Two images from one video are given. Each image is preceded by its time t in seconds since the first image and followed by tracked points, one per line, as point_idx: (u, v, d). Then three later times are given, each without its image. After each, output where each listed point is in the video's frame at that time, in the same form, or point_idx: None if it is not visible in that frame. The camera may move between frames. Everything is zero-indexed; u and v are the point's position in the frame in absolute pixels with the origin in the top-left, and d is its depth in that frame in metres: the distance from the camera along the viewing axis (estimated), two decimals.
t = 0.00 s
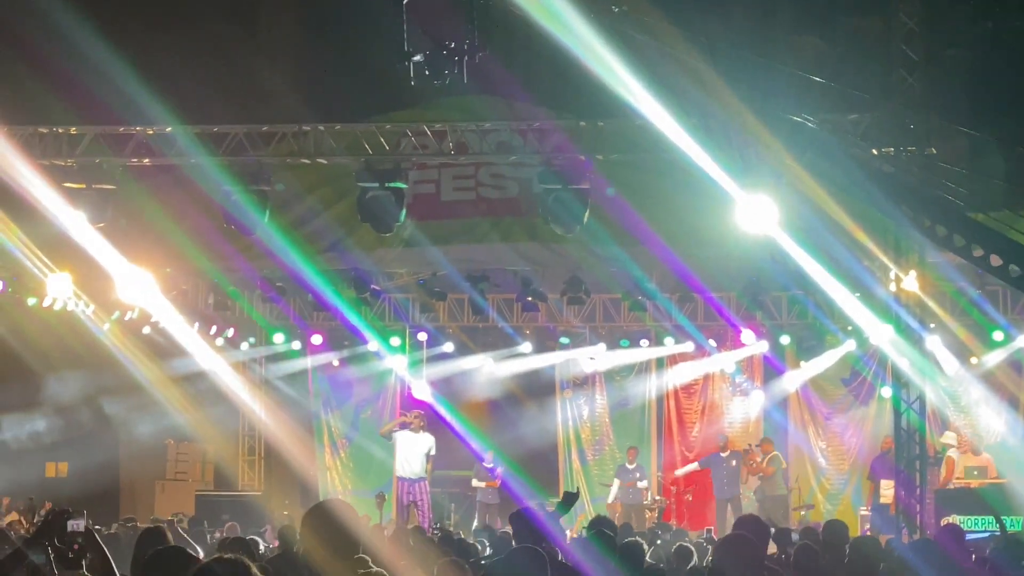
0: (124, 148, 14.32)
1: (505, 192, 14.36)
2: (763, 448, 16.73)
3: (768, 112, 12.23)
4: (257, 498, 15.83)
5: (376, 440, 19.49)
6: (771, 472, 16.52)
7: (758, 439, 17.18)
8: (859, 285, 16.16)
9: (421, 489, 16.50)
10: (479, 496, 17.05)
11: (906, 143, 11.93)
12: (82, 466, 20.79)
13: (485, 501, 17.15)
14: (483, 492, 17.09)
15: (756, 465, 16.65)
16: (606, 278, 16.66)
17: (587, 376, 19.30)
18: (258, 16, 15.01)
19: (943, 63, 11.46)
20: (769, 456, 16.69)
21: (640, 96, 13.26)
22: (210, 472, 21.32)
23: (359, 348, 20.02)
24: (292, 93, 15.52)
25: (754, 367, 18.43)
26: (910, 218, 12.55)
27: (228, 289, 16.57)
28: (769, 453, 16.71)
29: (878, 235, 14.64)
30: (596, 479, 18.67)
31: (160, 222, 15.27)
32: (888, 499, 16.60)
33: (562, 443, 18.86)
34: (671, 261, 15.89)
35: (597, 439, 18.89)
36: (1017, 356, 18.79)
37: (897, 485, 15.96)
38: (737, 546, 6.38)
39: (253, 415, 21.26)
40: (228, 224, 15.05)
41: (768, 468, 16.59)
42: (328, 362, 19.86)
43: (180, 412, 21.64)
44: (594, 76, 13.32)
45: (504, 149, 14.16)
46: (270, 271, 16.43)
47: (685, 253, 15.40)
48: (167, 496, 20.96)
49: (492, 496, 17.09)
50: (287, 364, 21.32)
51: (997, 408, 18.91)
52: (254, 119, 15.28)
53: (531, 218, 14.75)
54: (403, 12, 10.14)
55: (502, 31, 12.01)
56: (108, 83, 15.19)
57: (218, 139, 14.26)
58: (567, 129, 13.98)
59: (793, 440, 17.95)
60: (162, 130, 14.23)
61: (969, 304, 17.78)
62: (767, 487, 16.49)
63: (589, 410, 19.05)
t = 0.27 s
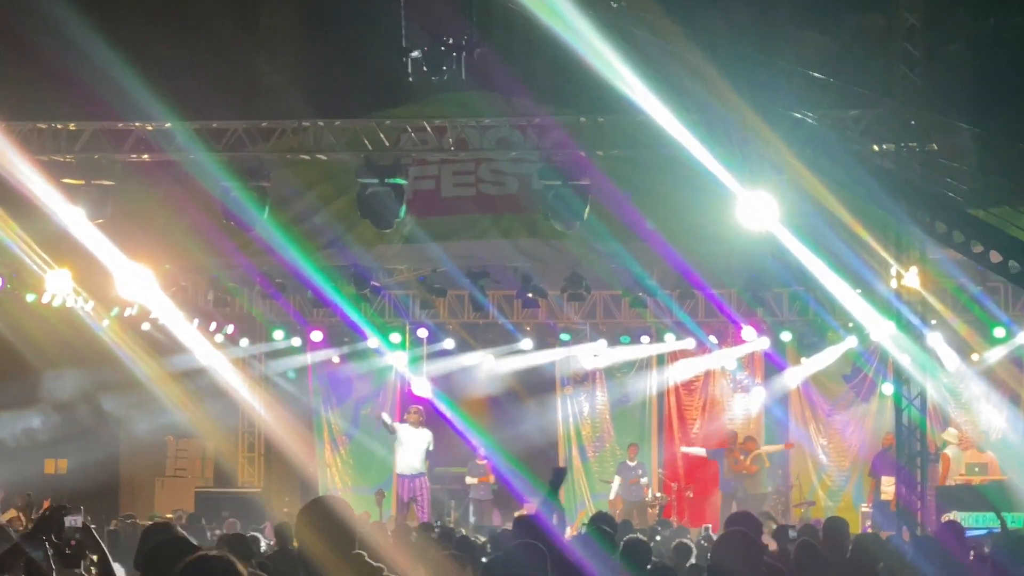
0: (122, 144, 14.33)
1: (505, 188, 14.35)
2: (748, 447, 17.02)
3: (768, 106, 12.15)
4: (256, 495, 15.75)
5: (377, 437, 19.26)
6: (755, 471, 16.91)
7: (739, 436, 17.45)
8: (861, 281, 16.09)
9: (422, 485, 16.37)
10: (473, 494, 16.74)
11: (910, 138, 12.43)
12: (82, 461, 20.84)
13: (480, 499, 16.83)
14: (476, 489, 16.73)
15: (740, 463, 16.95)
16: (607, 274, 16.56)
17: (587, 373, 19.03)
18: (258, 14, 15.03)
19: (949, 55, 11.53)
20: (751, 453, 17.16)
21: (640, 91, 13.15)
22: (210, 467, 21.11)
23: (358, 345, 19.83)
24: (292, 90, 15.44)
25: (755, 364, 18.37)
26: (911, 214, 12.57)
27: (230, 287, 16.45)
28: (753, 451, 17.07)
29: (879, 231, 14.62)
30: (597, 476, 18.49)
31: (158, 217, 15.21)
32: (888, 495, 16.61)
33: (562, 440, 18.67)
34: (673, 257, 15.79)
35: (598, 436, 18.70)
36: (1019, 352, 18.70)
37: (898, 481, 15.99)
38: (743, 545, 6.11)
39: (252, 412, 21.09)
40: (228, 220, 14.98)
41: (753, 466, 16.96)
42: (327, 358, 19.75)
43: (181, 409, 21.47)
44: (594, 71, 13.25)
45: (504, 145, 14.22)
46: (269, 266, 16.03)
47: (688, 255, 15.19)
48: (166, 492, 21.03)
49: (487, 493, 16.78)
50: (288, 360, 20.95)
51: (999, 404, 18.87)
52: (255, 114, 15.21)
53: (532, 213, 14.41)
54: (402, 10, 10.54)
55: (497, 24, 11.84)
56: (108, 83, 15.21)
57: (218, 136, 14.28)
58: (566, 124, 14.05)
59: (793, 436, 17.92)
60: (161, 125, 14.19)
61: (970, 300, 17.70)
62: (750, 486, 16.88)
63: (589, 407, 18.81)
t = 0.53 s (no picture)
0: (114, 135, 13.98)
1: (505, 181, 13.93)
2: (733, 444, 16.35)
3: (781, 90, 11.55)
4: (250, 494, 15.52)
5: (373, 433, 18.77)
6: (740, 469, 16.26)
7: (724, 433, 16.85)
8: (868, 276, 15.71)
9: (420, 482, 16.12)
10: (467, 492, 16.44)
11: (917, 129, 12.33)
12: (77, 459, 20.87)
13: (476, 497, 16.52)
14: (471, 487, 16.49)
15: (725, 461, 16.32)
16: (609, 269, 16.21)
17: (588, 370, 18.73)
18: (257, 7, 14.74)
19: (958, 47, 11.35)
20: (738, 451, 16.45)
21: (641, 81, 12.86)
22: (203, 465, 20.77)
23: (356, 340, 19.52)
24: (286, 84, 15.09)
25: (760, 360, 17.96)
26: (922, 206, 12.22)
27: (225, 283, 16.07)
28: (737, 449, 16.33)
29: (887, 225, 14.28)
30: (598, 474, 18.17)
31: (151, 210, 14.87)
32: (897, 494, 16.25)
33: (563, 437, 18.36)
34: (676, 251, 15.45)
35: (599, 434, 18.36)
36: None
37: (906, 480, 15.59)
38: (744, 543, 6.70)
39: (246, 408, 20.18)
40: (220, 213, 14.79)
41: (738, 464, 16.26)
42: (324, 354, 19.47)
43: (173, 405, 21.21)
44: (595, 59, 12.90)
45: (504, 136, 13.75)
46: (264, 262, 15.96)
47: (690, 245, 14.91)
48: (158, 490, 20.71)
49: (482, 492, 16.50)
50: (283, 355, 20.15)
51: (1008, 402, 18.57)
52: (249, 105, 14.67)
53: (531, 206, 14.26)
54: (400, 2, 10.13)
55: (496, 11, 11.47)
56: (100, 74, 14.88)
57: (212, 128, 13.90)
58: (566, 115, 13.60)
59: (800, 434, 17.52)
60: (153, 116, 13.85)
61: (979, 296, 17.32)
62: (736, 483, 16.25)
63: (591, 404, 18.50)
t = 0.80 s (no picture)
0: (98, 122, 13.40)
1: (504, 171, 13.18)
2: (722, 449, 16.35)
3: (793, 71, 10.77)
4: (238, 498, 14.91)
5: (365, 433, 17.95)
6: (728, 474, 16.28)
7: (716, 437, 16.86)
8: (883, 272, 15.01)
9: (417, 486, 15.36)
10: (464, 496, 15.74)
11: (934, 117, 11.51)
12: (64, 459, 19.72)
13: (473, 501, 15.83)
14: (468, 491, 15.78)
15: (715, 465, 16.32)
16: (612, 262, 15.46)
17: (591, 368, 17.99)
18: None
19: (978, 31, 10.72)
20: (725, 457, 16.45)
21: (643, 64, 12.46)
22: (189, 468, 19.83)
23: (349, 336, 18.31)
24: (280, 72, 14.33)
25: (771, 359, 17.16)
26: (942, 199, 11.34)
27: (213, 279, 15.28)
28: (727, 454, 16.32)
29: (902, 217, 13.74)
30: (600, 477, 17.48)
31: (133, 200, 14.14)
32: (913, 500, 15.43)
33: (564, 440, 17.69)
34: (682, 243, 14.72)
35: (602, 435, 17.66)
36: None
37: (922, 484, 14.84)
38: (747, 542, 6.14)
39: (235, 409, 19.64)
40: (209, 205, 13.97)
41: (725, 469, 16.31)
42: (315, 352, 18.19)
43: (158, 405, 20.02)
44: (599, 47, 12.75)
45: (502, 124, 13.14)
46: (252, 254, 15.25)
47: (694, 237, 14.24)
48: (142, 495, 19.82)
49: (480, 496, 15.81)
50: (274, 353, 19.30)
51: None
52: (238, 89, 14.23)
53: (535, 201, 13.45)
54: None
55: None
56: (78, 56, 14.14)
57: (199, 116, 13.43)
58: (567, 103, 13.00)
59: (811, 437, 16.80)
60: (138, 103, 13.30)
61: (999, 292, 16.54)
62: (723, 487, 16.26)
63: (593, 404, 17.81)
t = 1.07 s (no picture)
0: (78, 108, 12.25)
1: (505, 160, 12.30)
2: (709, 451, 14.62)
3: (808, 54, 10.16)
4: (228, 499, 13.99)
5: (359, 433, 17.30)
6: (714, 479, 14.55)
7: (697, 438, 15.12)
8: (901, 267, 14.22)
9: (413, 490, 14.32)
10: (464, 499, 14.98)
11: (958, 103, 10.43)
12: None
13: (472, 505, 15.08)
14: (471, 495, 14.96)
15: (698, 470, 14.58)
16: (615, 254, 14.69)
17: (595, 366, 16.84)
18: None
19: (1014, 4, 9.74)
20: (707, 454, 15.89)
21: (656, 56, 11.16)
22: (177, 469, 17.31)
23: (342, 334, 17.92)
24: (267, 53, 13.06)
25: (783, 356, 16.24)
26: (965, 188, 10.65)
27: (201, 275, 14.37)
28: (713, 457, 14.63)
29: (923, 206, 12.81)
30: (604, 480, 16.29)
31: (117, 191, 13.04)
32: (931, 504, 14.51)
33: (567, 440, 16.34)
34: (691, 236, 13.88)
35: (606, 436, 16.48)
36: None
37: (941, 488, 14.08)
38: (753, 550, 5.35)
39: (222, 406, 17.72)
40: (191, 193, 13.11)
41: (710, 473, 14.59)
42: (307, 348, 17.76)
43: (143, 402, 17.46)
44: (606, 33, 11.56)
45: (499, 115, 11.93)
46: (243, 247, 14.64)
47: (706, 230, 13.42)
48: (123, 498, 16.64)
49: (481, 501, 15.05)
50: (263, 350, 18.17)
51: None
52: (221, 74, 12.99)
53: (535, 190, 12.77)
54: None
55: None
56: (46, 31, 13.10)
57: (183, 99, 12.20)
58: (570, 89, 11.79)
59: (826, 438, 15.80)
60: (120, 87, 12.07)
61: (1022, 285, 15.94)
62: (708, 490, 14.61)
63: (598, 403, 16.60)
